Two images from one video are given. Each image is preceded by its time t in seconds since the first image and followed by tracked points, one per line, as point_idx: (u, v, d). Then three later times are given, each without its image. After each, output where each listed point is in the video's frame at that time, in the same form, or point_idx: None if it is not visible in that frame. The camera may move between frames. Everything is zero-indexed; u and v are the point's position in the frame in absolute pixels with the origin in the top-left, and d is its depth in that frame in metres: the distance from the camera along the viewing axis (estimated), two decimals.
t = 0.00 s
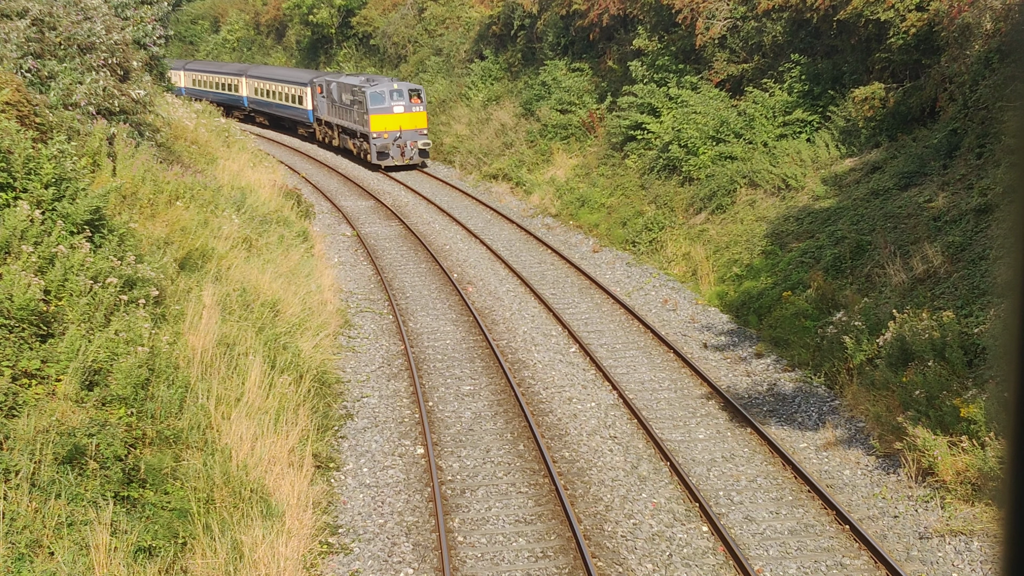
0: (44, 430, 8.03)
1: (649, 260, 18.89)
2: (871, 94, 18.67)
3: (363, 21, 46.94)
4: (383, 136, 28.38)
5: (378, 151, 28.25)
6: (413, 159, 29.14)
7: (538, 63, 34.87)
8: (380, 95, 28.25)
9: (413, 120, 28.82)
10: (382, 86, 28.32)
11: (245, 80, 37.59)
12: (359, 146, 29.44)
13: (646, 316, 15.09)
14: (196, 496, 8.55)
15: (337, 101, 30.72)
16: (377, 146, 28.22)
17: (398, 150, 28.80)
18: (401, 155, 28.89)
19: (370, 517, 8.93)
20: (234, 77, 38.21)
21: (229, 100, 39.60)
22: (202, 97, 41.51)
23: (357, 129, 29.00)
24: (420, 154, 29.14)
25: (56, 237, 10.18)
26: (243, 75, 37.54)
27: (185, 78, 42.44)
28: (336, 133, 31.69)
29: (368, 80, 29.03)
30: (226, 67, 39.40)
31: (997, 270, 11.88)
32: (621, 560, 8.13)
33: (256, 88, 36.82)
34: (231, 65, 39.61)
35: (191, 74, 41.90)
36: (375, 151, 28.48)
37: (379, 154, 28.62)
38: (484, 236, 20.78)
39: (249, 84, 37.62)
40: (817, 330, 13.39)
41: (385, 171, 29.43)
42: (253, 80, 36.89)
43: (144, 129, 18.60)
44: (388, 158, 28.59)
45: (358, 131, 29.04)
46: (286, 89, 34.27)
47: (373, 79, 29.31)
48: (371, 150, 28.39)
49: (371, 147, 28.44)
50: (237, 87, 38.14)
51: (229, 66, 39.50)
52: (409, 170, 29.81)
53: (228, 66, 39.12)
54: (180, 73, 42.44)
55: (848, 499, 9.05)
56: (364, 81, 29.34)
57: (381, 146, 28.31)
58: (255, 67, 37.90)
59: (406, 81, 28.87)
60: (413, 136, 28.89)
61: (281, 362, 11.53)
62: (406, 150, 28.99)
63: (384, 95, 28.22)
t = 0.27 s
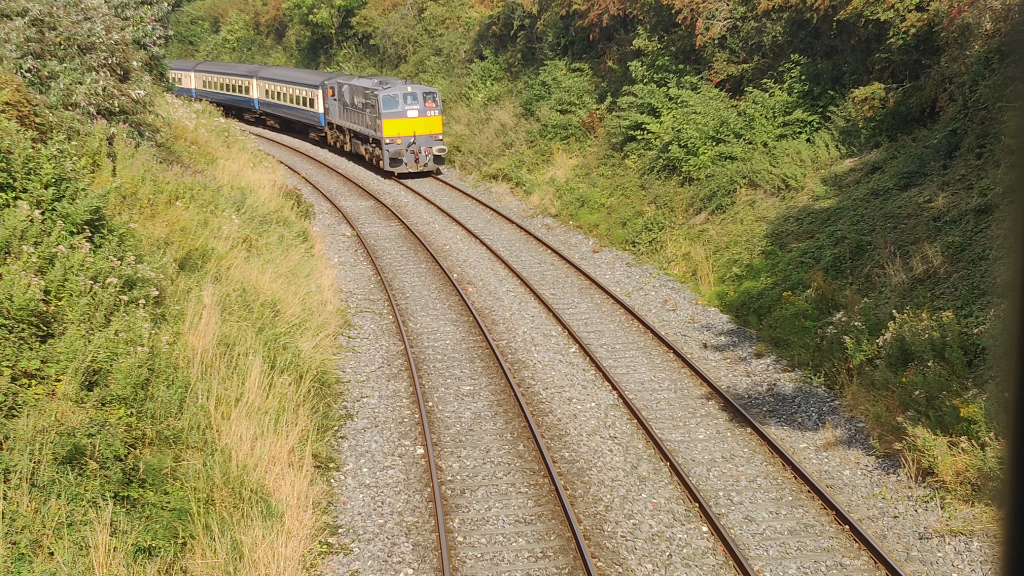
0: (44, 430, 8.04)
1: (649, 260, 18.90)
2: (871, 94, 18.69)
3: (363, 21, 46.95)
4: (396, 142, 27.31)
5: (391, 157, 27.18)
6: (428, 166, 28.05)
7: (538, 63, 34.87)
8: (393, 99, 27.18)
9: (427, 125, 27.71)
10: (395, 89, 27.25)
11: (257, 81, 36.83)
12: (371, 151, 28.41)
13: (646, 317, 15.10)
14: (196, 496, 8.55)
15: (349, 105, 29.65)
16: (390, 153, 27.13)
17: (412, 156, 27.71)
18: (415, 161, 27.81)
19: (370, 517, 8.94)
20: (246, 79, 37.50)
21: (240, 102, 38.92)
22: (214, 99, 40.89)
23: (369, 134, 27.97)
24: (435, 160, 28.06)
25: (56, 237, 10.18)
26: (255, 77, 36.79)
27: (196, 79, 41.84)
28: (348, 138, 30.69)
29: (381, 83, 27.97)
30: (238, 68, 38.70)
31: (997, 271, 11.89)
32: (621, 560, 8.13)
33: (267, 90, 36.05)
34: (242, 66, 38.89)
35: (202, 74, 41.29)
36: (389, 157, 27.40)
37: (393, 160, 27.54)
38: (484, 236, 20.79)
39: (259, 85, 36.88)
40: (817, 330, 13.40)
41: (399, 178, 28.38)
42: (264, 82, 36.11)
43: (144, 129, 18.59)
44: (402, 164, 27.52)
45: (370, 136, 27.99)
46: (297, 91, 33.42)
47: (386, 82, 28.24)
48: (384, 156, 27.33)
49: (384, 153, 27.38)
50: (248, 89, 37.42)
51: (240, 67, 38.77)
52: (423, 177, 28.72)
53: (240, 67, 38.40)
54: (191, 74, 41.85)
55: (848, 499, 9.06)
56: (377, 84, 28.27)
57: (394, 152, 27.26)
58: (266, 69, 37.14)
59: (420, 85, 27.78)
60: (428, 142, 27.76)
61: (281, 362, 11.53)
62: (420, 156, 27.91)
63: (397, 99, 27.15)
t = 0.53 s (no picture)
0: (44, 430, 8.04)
1: (649, 260, 18.90)
2: (871, 94, 18.70)
3: (363, 21, 46.95)
4: (408, 148, 26.32)
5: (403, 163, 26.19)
6: (442, 173, 27.01)
7: (538, 63, 34.88)
8: (406, 102, 26.23)
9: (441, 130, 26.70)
10: (408, 92, 26.29)
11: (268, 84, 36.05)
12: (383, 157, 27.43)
13: (646, 316, 15.12)
14: (196, 496, 8.55)
15: (361, 108, 28.74)
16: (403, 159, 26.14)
17: (425, 163, 26.69)
18: (428, 168, 26.79)
19: (370, 517, 8.94)
20: (257, 80, 36.75)
21: (251, 104, 38.18)
22: (224, 102, 40.20)
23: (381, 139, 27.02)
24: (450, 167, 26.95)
25: (56, 238, 10.19)
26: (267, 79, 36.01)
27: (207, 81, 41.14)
28: (359, 143, 29.77)
29: (394, 86, 27.05)
30: (249, 70, 37.95)
31: (997, 271, 11.90)
32: (621, 561, 8.13)
33: (279, 92, 35.22)
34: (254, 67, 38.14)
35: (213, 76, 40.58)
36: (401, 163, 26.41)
37: (405, 167, 26.55)
38: (484, 236, 20.80)
39: (270, 87, 36.08)
40: (817, 331, 13.40)
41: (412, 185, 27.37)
42: (276, 84, 35.31)
43: (144, 129, 18.60)
44: (414, 171, 26.51)
45: (382, 141, 27.01)
46: (309, 94, 32.59)
47: (399, 85, 27.31)
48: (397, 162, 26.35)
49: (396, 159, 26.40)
50: (258, 91, 36.66)
51: (252, 69, 38.02)
52: (437, 185, 27.66)
53: (251, 69, 37.62)
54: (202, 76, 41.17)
55: (848, 499, 9.06)
56: (391, 87, 27.33)
57: (406, 158, 26.26)
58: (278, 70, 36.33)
59: (435, 88, 26.80)
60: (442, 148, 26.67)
61: (281, 362, 11.53)
62: (434, 163, 26.88)
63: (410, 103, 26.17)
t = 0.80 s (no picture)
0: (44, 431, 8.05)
1: (649, 260, 18.92)
2: (871, 95, 18.72)
3: (363, 21, 46.97)
4: (422, 155, 24.99)
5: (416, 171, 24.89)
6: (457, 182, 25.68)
7: (538, 64, 34.89)
8: (421, 107, 24.90)
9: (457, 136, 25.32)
10: (423, 96, 24.93)
11: (280, 86, 35.14)
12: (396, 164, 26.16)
13: (646, 317, 15.14)
14: (196, 496, 8.55)
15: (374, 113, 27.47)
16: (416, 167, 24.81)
17: (439, 171, 25.34)
18: (443, 176, 25.45)
19: (370, 517, 8.94)
20: (268, 83, 35.90)
21: (261, 107, 37.31)
22: (234, 104, 39.40)
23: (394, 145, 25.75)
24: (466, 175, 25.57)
25: (56, 238, 10.19)
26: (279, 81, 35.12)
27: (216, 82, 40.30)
28: (371, 149, 28.55)
29: (409, 90, 25.69)
30: (260, 71, 37.08)
31: (998, 271, 11.90)
32: (621, 561, 8.13)
33: (291, 95, 34.32)
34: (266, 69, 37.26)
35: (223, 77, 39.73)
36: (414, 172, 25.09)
37: (418, 175, 25.24)
38: (484, 236, 20.81)
39: (282, 90, 35.21)
40: (817, 331, 13.41)
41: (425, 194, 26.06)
42: (288, 87, 34.40)
43: (144, 129, 18.60)
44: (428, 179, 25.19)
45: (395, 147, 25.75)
46: (322, 97, 31.57)
47: (414, 89, 26.00)
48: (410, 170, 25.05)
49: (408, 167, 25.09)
50: (269, 93, 35.81)
51: (263, 70, 37.12)
52: (453, 194, 26.31)
53: (263, 71, 36.73)
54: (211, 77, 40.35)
55: (848, 499, 9.06)
56: (405, 90, 26.02)
57: (420, 165, 24.94)
58: (291, 73, 35.43)
59: (451, 92, 25.41)
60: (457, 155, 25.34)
61: (281, 362, 11.54)
62: (449, 171, 25.53)
63: (425, 107, 24.84)
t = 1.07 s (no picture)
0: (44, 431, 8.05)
1: (649, 261, 18.91)
2: (871, 95, 18.73)
3: (363, 21, 46.99)
4: (437, 162, 23.87)
5: (431, 180, 23.74)
6: (474, 192, 24.47)
7: (538, 64, 34.89)
8: (437, 112, 23.85)
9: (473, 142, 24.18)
10: (439, 101, 23.87)
11: (292, 88, 34.18)
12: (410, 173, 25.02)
13: (646, 317, 15.14)
14: (196, 497, 8.54)
15: (388, 117, 26.40)
16: (431, 175, 23.68)
17: (455, 180, 24.17)
18: (459, 185, 24.26)
19: (370, 517, 8.94)
20: (279, 85, 35.03)
21: (272, 109, 36.44)
22: (244, 106, 38.56)
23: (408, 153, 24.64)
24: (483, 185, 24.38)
25: (56, 239, 10.20)
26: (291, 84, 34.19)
27: (226, 84, 39.50)
28: (384, 155, 27.46)
29: (424, 95, 24.65)
30: (272, 73, 36.22)
31: (998, 272, 11.90)
32: (621, 562, 8.13)
33: (302, 98, 33.39)
34: (278, 70, 36.36)
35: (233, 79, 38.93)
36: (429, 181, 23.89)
37: (433, 184, 24.07)
38: (484, 237, 20.83)
39: (293, 92, 34.28)
40: (817, 331, 13.40)
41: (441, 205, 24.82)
42: (301, 89, 33.45)
43: (144, 130, 18.59)
44: (443, 189, 24.01)
45: (409, 155, 24.67)
46: (334, 100, 30.56)
47: (429, 94, 24.96)
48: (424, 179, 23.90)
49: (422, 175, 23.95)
50: (280, 96, 34.92)
51: (275, 71, 36.24)
52: (470, 204, 25.08)
53: (274, 73, 35.82)
54: (222, 79, 39.56)
55: (848, 500, 9.06)
56: (421, 95, 24.97)
57: (435, 174, 23.77)
58: (303, 74, 34.48)
59: (468, 97, 24.32)
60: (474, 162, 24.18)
61: (281, 363, 11.53)
62: (465, 179, 24.35)
63: (439, 113, 23.76)
